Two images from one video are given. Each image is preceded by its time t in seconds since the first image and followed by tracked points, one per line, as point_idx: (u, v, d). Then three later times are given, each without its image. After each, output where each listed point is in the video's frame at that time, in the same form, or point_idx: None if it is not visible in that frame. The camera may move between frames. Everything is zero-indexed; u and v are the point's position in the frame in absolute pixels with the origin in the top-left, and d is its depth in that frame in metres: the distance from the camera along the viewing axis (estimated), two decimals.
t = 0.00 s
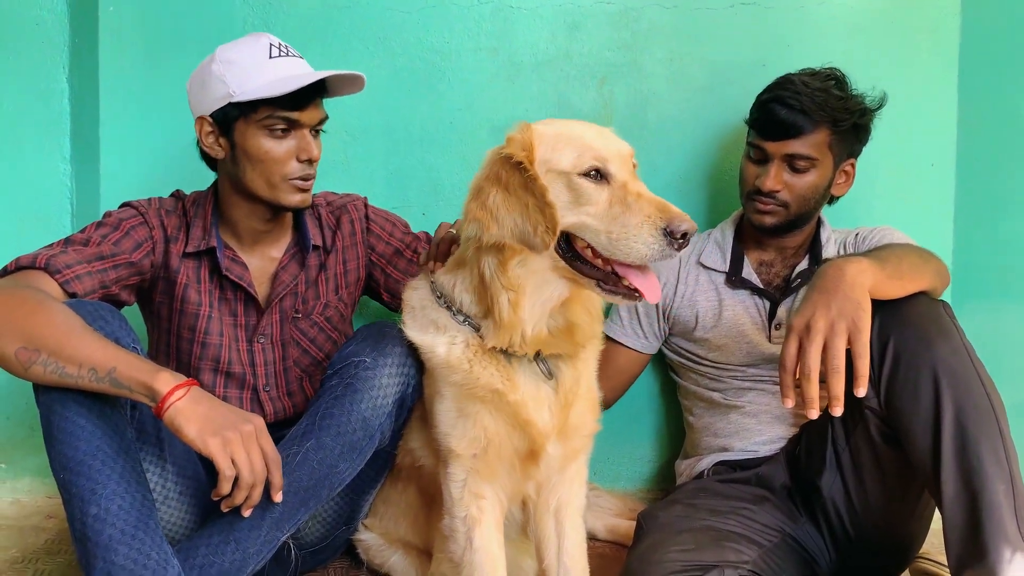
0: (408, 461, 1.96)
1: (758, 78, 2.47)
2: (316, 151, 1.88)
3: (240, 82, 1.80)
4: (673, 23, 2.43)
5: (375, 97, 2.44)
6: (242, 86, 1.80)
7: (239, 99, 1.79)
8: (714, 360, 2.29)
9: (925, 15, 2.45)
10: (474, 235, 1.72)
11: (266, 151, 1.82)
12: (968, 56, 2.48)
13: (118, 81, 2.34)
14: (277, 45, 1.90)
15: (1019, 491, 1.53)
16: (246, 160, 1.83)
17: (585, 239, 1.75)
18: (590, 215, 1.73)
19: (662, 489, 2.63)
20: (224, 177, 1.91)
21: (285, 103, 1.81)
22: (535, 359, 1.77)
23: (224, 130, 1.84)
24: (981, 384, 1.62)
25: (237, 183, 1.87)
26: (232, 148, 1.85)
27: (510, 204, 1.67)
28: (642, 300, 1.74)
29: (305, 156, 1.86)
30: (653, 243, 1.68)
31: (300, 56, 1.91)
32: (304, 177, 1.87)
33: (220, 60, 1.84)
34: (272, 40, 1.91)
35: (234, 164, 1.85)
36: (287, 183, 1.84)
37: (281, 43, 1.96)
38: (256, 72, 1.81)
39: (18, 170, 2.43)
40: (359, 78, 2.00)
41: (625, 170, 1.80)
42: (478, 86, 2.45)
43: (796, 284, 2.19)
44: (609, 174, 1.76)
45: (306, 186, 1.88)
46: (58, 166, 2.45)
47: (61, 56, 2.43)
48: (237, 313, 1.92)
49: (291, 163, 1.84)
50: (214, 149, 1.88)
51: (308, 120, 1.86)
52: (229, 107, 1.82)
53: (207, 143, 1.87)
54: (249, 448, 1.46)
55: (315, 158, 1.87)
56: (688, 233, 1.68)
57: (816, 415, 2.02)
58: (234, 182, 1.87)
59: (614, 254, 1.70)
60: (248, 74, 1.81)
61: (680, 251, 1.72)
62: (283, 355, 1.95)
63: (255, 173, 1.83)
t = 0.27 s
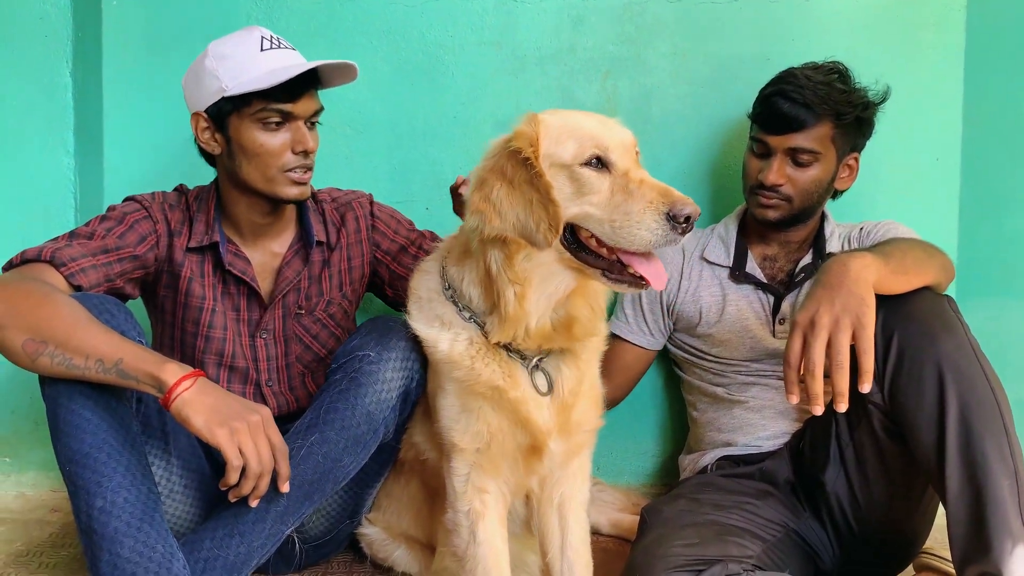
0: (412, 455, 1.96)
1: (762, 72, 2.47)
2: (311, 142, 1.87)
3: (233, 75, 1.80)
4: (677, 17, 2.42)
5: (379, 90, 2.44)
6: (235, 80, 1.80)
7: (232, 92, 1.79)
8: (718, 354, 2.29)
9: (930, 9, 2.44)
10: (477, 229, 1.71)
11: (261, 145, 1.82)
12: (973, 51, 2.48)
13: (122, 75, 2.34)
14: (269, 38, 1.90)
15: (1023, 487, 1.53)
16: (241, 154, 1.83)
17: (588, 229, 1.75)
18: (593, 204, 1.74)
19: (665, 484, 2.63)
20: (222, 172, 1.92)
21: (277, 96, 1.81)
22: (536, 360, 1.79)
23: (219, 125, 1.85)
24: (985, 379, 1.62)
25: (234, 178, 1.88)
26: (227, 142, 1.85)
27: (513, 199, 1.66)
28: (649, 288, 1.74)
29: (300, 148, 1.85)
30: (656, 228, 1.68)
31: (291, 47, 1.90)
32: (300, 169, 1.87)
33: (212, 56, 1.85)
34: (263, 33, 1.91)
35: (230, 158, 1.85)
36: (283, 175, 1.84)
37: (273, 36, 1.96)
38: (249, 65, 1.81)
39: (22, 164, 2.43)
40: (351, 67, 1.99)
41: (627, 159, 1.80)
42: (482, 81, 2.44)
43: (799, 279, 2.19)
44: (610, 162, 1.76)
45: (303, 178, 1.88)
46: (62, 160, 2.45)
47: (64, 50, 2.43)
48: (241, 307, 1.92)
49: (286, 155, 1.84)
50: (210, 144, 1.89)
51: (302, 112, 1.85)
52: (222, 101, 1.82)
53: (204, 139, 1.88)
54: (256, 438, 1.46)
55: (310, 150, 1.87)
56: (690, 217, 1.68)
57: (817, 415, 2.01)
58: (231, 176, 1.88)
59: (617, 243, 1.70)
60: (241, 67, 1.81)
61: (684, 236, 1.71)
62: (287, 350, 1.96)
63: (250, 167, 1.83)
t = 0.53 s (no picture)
0: (414, 453, 1.96)
1: (763, 69, 2.46)
2: (315, 140, 1.88)
3: (239, 71, 1.80)
4: (679, 14, 2.42)
5: (380, 88, 2.44)
6: (241, 75, 1.79)
7: (238, 88, 1.79)
8: (720, 352, 2.29)
9: (932, 6, 2.44)
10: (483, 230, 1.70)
11: (264, 141, 1.82)
12: (975, 49, 2.47)
13: (124, 73, 2.34)
14: (276, 36, 1.90)
15: None
16: (244, 150, 1.83)
17: (598, 221, 1.75)
18: (600, 192, 1.74)
19: (667, 481, 2.63)
20: (223, 167, 1.91)
21: (283, 92, 1.81)
22: (539, 363, 1.79)
23: (223, 120, 1.85)
24: (987, 377, 1.62)
25: (235, 173, 1.87)
26: (230, 137, 1.85)
27: (520, 200, 1.66)
28: (665, 274, 1.74)
29: (303, 146, 1.86)
30: (666, 208, 1.67)
31: (299, 45, 1.90)
32: (303, 167, 1.87)
33: (219, 51, 1.85)
34: (271, 31, 1.91)
35: (232, 154, 1.85)
36: (286, 171, 1.84)
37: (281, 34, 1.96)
38: (256, 61, 1.81)
39: (24, 161, 2.43)
40: (358, 66, 1.99)
41: (630, 146, 1.81)
42: (484, 78, 2.44)
43: (802, 277, 2.19)
44: (612, 150, 1.77)
45: (304, 175, 1.87)
46: (64, 158, 2.45)
47: (66, 48, 2.43)
48: (241, 304, 1.92)
49: (289, 152, 1.84)
50: (213, 139, 1.89)
51: (306, 110, 1.86)
52: (227, 96, 1.82)
53: (207, 134, 1.88)
54: (259, 435, 1.46)
55: (313, 148, 1.87)
56: (702, 194, 1.68)
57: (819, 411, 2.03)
58: (233, 171, 1.88)
59: (630, 229, 1.70)
60: (248, 63, 1.81)
61: (695, 215, 1.71)
62: (288, 346, 1.96)
63: (252, 163, 1.83)
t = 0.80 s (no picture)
0: (414, 452, 1.96)
1: (764, 68, 2.46)
2: (316, 141, 1.88)
3: (244, 68, 1.80)
4: (679, 13, 2.42)
5: (380, 87, 2.44)
6: (246, 72, 1.80)
7: (242, 85, 1.79)
8: (720, 350, 2.29)
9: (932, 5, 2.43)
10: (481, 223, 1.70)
11: (265, 139, 1.82)
12: (976, 47, 2.47)
13: (124, 72, 2.33)
14: (283, 36, 1.90)
15: None
16: (245, 147, 1.83)
17: (596, 212, 1.76)
18: (599, 182, 1.74)
19: (668, 480, 2.64)
20: (224, 163, 1.91)
21: (287, 92, 1.82)
22: (539, 362, 1.78)
23: (226, 116, 1.85)
24: (988, 375, 1.62)
25: (235, 170, 1.87)
26: (232, 133, 1.85)
27: (518, 193, 1.65)
28: (664, 264, 1.75)
29: (305, 146, 1.86)
30: (665, 194, 1.69)
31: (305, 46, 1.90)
32: (302, 167, 1.87)
33: (226, 47, 1.85)
34: (278, 31, 1.91)
35: (233, 150, 1.85)
36: (285, 170, 1.84)
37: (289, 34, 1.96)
38: (261, 60, 1.81)
39: (24, 161, 2.43)
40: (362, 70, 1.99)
41: (628, 137, 1.81)
42: (484, 77, 2.44)
43: (802, 275, 2.19)
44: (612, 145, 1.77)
45: (303, 176, 1.87)
46: (64, 157, 2.45)
47: (66, 47, 2.42)
48: (241, 303, 1.92)
49: (290, 151, 1.84)
50: (215, 134, 1.89)
51: (309, 110, 1.86)
52: (231, 92, 1.82)
53: (209, 129, 1.88)
54: (259, 435, 1.46)
55: (315, 149, 1.87)
56: (700, 178, 1.70)
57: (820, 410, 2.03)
58: (233, 168, 1.87)
59: (628, 218, 1.71)
60: (253, 61, 1.81)
61: (693, 200, 1.73)
62: (287, 345, 1.96)
63: (253, 160, 1.83)
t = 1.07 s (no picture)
0: (412, 453, 1.96)
1: (761, 69, 2.46)
2: (312, 143, 1.87)
3: (242, 67, 1.80)
4: (677, 13, 2.42)
5: (378, 87, 2.44)
6: (244, 72, 1.80)
7: (239, 84, 1.79)
8: (718, 351, 2.29)
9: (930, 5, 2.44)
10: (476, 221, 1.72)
11: (261, 139, 1.81)
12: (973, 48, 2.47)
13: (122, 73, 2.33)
14: (283, 37, 1.90)
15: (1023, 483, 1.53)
16: (241, 146, 1.83)
17: (592, 220, 1.76)
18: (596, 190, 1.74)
19: (666, 480, 2.64)
20: (221, 163, 1.91)
21: (284, 92, 1.82)
22: (533, 357, 1.78)
23: (222, 115, 1.85)
24: (985, 376, 1.62)
25: (231, 170, 1.88)
26: (228, 133, 1.85)
27: (512, 188, 1.67)
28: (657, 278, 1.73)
29: (300, 147, 1.85)
30: (660, 208, 1.69)
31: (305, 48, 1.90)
32: (297, 168, 1.86)
33: (225, 45, 1.85)
34: (278, 31, 1.91)
35: (229, 150, 1.85)
36: (280, 171, 1.84)
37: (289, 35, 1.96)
38: (260, 60, 1.81)
39: (21, 162, 2.43)
40: (360, 72, 1.98)
41: (623, 146, 1.81)
42: (482, 78, 2.44)
43: (799, 276, 2.20)
44: (608, 150, 1.78)
45: (298, 178, 1.87)
46: (62, 158, 2.44)
47: (64, 48, 2.42)
48: (238, 304, 1.92)
49: (285, 152, 1.84)
50: (212, 133, 1.89)
51: (306, 111, 1.86)
52: (228, 91, 1.82)
53: (205, 127, 1.88)
54: (256, 439, 1.46)
55: (311, 150, 1.87)
56: (697, 195, 1.70)
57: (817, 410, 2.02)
58: (229, 168, 1.88)
59: (624, 228, 1.70)
60: (251, 61, 1.81)
61: (690, 217, 1.73)
62: (285, 346, 1.96)
63: (247, 160, 1.83)
